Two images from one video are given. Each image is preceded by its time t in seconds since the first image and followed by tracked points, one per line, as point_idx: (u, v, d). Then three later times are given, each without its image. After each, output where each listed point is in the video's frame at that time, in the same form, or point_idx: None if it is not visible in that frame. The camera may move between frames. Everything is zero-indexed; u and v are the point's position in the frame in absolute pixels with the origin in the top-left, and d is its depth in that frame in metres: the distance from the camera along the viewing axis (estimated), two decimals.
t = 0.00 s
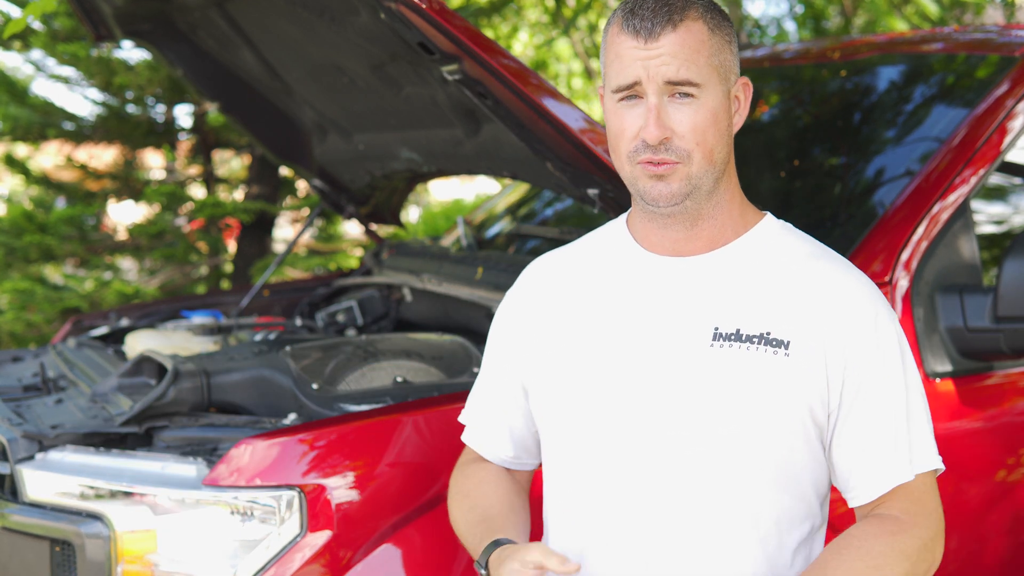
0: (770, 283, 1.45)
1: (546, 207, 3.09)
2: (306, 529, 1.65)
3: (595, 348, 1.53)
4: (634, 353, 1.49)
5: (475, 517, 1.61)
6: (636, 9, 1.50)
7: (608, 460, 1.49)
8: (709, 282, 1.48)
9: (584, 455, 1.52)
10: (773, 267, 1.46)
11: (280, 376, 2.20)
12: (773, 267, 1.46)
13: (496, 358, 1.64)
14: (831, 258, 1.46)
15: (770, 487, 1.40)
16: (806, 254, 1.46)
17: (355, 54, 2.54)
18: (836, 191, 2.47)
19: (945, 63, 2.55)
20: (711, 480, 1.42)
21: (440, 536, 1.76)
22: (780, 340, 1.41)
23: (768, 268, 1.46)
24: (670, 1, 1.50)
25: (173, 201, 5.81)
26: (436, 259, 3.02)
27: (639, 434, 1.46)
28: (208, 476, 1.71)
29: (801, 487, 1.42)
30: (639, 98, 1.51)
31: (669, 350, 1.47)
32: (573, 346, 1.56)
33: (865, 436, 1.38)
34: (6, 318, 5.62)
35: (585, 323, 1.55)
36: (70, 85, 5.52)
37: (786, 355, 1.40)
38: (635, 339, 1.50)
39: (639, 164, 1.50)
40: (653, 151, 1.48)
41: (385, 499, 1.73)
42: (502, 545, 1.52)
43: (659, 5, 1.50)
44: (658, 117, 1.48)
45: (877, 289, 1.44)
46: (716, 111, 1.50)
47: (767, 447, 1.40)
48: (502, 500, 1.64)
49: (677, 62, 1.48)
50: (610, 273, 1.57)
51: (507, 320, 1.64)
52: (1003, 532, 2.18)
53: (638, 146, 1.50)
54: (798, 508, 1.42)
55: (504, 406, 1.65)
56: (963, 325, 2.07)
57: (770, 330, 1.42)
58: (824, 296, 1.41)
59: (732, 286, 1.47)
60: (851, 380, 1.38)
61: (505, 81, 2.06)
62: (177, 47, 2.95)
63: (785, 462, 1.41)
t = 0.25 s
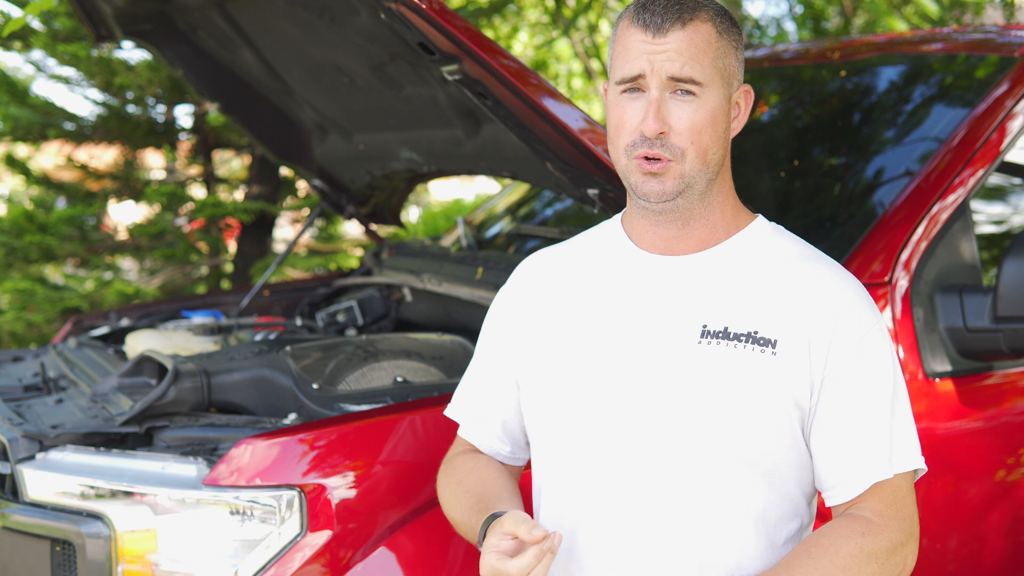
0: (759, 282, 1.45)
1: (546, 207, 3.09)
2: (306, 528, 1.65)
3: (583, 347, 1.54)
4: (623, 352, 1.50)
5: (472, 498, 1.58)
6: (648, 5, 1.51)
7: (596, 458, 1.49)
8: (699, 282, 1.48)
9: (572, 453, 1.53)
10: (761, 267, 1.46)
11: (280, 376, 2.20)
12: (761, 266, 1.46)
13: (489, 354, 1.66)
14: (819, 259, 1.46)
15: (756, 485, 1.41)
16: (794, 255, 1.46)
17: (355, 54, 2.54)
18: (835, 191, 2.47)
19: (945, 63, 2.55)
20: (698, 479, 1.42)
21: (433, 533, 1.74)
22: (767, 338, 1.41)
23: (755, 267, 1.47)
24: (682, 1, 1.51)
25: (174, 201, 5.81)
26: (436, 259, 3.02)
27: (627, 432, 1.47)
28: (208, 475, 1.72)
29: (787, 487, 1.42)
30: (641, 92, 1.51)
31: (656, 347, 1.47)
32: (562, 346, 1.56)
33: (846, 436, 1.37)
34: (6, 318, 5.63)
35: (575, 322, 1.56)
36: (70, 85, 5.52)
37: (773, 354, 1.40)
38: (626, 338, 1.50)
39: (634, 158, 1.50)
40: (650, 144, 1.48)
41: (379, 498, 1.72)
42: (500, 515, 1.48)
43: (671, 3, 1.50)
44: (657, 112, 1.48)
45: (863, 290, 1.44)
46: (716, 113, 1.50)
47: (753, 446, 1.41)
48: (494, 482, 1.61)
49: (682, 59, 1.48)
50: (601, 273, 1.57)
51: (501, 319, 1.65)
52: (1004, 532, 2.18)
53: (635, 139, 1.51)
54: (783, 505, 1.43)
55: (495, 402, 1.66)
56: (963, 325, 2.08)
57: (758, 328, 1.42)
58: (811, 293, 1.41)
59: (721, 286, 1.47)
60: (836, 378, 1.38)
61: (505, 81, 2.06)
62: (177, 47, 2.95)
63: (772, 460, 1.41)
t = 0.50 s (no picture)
0: (751, 281, 1.45)
1: (546, 207, 3.09)
2: (306, 528, 1.65)
3: (577, 347, 1.54)
4: (616, 352, 1.50)
5: (474, 497, 1.60)
6: (642, 9, 1.50)
7: (591, 459, 1.49)
8: (691, 281, 1.48)
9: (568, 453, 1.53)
10: (754, 266, 1.46)
11: (280, 376, 2.20)
12: (753, 264, 1.47)
13: (485, 353, 1.66)
14: (811, 258, 1.47)
15: (750, 485, 1.41)
16: (786, 254, 1.47)
17: (355, 55, 2.54)
18: (835, 191, 2.47)
19: (945, 63, 2.55)
20: (693, 479, 1.42)
21: (438, 530, 1.75)
22: (760, 337, 1.41)
23: (748, 266, 1.47)
24: (677, 4, 1.50)
25: (174, 201, 5.81)
26: (436, 259, 3.02)
27: (621, 432, 1.46)
28: (208, 475, 1.72)
29: (782, 486, 1.42)
30: (634, 96, 1.51)
31: (650, 347, 1.47)
32: (555, 345, 1.56)
33: (844, 434, 1.37)
34: (6, 318, 5.64)
35: (568, 322, 1.56)
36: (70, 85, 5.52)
37: (766, 352, 1.40)
38: (619, 337, 1.50)
39: (627, 161, 1.50)
40: (642, 148, 1.48)
41: (386, 498, 1.73)
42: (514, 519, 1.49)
43: (666, 6, 1.50)
44: (650, 117, 1.48)
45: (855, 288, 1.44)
46: (709, 117, 1.50)
47: (747, 445, 1.40)
48: (498, 482, 1.62)
49: (676, 66, 1.47)
50: (595, 273, 1.58)
51: (496, 319, 1.65)
52: (1004, 532, 2.18)
53: (628, 142, 1.51)
54: (779, 504, 1.43)
55: (490, 403, 1.66)
56: (963, 325, 2.08)
57: (750, 327, 1.42)
58: (803, 292, 1.41)
59: (714, 285, 1.47)
60: (829, 377, 1.38)
61: (505, 81, 2.06)
62: (177, 47, 2.94)
63: (766, 459, 1.41)
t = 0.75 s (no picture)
0: (745, 281, 1.45)
1: (546, 207, 3.09)
2: (305, 528, 1.65)
3: (572, 347, 1.54)
4: (611, 352, 1.50)
5: (471, 499, 1.61)
6: (628, 11, 1.50)
7: (586, 459, 1.50)
8: (685, 281, 1.48)
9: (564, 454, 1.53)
10: (747, 266, 1.46)
11: (280, 376, 2.20)
12: (747, 264, 1.46)
13: (484, 353, 1.66)
14: (805, 256, 1.46)
15: (745, 485, 1.41)
16: (781, 253, 1.46)
17: (355, 55, 2.54)
18: (835, 191, 2.47)
19: (945, 63, 2.55)
20: (688, 480, 1.42)
21: (441, 528, 1.75)
22: (752, 337, 1.41)
23: (741, 266, 1.46)
24: (662, 4, 1.50)
25: (174, 201, 5.80)
26: (436, 259, 3.02)
27: (616, 432, 1.47)
28: (208, 475, 1.72)
29: (776, 486, 1.42)
30: (624, 98, 1.51)
31: (644, 347, 1.47)
32: (551, 346, 1.56)
33: (838, 433, 1.37)
34: (6, 318, 5.64)
35: (564, 323, 1.56)
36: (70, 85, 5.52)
37: (758, 353, 1.40)
38: (613, 338, 1.50)
39: (620, 164, 1.50)
40: (634, 150, 1.48)
41: (396, 495, 1.74)
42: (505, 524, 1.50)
43: (651, 7, 1.50)
44: (641, 118, 1.48)
45: (849, 286, 1.44)
46: (698, 116, 1.50)
47: (741, 445, 1.40)
48: (499, 485, 1.63)
49: (663, 66, 1.48)
50: (590, 273, 1.58)
51: (494, 319, 1.65)
52: (1004, 532, 2.18)
53: (619, 145, 1.51)
54: (774, 503, 1.42)
55: (487, 404, 1.66)
56: (963, 325, 2.08)
57: (743, 328, 1.42)
58: (796, 292, 1.41)
59: (707, 285, 1.47)
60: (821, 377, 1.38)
61: (505, 81, 2.06)
62: (177, 47, 2.94)
63: (761, 460, 1.41)
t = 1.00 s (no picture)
0: (743, 281, 1.45)
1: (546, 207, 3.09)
2: (306, 528, 1.65)
3: (570, 347, 1.54)
4: (609, 353, 1.50)
5: (469, 504, 1.62)
6: (622, 12, 1.50)
7: (585, 460, 1.50)
8: (683, 281, 1.48)
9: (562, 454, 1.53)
10: (745, 266, 1.46)
11: (280, 376, 2.20)
12: (744, 264, 1.46)
13: (484, 354, 1.66)
14: (803, 255, 1.46)
15: (743, 485, 1.41)
16: (779, 252, 1.46)
17: (355, 55, 2.54)
18: (835, 191, 2.47)
19: (945, 63, 2.55)
20: (686, 480, 1.42)
21: (443, 527, 1.76)
22: (750, 338, 1.41)
23: (739, 266, 1.46)
24: (656, 4, 1.50)
25: (174, 201, 5.80)
26: (436, 259, 3.02)
27: (614, 433, 1.47)
28: (208, 475, 1.72)
29: (775, 486, 1.42)
30: (621, 99, 1.51)
31: (642, 347, 1.47)
32: (550, 346, 1.56)
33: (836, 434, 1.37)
34: (6, 318, 5.64)
35: (562, 323, 1.56)
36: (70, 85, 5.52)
37: (757, 354, 1.40)
38: (613, 338, 1.50)
39: (618, 165, 1.50)
40: (632, 151, 1.48)
41: (398, 495, 1.75)
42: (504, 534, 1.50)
43: (646, 8, 1.50)
44: (638, 119, 1.48)
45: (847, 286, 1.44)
46: (695, 116, 1.50)
47: (739, 446, 1.40)
48: (499, 490, 1.63)
49: (660, 66, 1.48)
50: (588, 273, 1.58)
51: (493, 320, 1.65)
52: (1004, 532, 2.18)
53: (617, 147, 1.51)
54: (773, 503, 1.43)
55: (485, 405, 1.66)
56: (963, 325, 2.08)
57: (741, 328, 1.42)
58: (794, 292, 1.41)
59: (705, 286, 1.47)
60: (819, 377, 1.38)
61: (505, 81, 2.06)
62: (177, 47, 2.94)
63: (759, 460, 1.41)
